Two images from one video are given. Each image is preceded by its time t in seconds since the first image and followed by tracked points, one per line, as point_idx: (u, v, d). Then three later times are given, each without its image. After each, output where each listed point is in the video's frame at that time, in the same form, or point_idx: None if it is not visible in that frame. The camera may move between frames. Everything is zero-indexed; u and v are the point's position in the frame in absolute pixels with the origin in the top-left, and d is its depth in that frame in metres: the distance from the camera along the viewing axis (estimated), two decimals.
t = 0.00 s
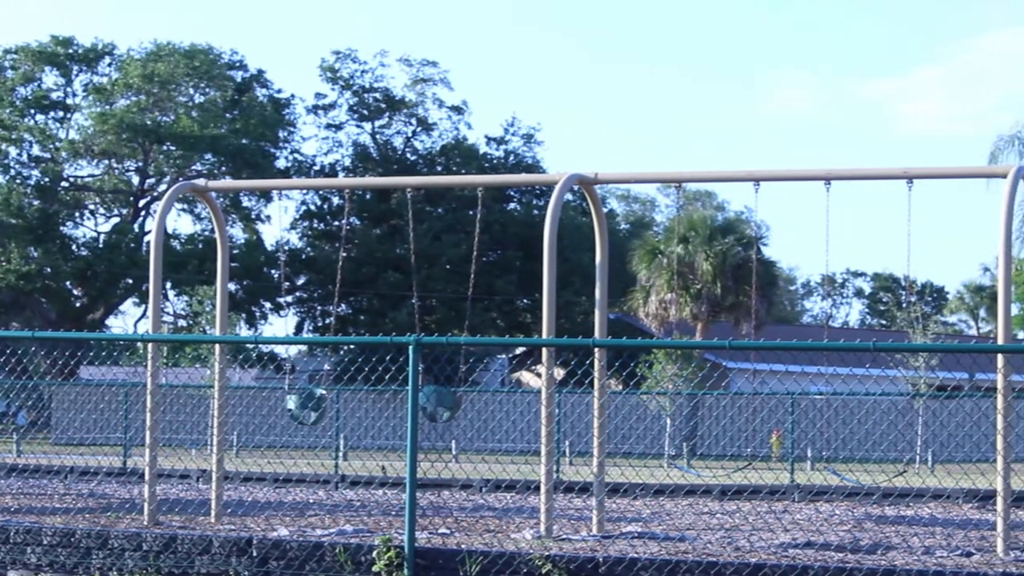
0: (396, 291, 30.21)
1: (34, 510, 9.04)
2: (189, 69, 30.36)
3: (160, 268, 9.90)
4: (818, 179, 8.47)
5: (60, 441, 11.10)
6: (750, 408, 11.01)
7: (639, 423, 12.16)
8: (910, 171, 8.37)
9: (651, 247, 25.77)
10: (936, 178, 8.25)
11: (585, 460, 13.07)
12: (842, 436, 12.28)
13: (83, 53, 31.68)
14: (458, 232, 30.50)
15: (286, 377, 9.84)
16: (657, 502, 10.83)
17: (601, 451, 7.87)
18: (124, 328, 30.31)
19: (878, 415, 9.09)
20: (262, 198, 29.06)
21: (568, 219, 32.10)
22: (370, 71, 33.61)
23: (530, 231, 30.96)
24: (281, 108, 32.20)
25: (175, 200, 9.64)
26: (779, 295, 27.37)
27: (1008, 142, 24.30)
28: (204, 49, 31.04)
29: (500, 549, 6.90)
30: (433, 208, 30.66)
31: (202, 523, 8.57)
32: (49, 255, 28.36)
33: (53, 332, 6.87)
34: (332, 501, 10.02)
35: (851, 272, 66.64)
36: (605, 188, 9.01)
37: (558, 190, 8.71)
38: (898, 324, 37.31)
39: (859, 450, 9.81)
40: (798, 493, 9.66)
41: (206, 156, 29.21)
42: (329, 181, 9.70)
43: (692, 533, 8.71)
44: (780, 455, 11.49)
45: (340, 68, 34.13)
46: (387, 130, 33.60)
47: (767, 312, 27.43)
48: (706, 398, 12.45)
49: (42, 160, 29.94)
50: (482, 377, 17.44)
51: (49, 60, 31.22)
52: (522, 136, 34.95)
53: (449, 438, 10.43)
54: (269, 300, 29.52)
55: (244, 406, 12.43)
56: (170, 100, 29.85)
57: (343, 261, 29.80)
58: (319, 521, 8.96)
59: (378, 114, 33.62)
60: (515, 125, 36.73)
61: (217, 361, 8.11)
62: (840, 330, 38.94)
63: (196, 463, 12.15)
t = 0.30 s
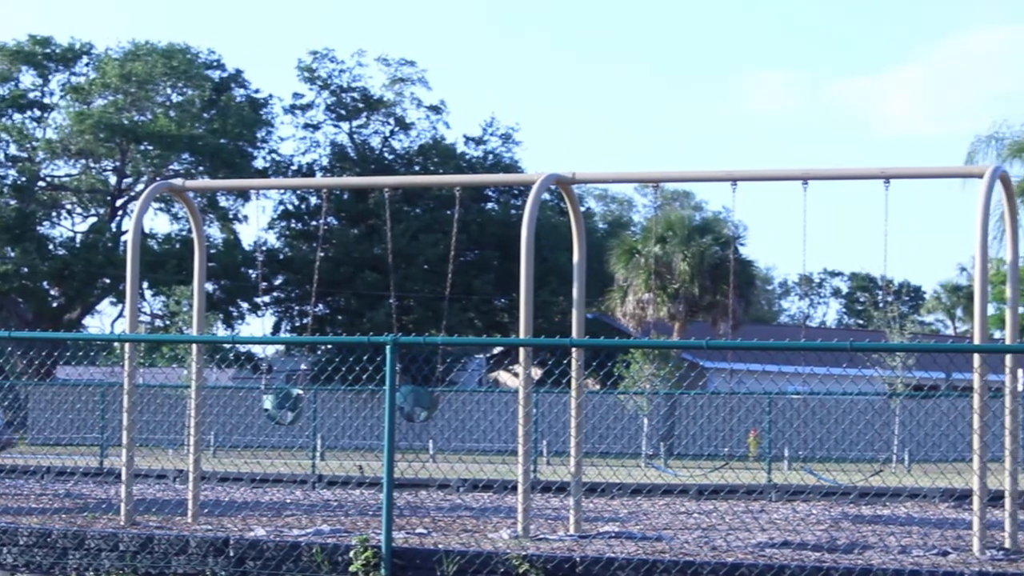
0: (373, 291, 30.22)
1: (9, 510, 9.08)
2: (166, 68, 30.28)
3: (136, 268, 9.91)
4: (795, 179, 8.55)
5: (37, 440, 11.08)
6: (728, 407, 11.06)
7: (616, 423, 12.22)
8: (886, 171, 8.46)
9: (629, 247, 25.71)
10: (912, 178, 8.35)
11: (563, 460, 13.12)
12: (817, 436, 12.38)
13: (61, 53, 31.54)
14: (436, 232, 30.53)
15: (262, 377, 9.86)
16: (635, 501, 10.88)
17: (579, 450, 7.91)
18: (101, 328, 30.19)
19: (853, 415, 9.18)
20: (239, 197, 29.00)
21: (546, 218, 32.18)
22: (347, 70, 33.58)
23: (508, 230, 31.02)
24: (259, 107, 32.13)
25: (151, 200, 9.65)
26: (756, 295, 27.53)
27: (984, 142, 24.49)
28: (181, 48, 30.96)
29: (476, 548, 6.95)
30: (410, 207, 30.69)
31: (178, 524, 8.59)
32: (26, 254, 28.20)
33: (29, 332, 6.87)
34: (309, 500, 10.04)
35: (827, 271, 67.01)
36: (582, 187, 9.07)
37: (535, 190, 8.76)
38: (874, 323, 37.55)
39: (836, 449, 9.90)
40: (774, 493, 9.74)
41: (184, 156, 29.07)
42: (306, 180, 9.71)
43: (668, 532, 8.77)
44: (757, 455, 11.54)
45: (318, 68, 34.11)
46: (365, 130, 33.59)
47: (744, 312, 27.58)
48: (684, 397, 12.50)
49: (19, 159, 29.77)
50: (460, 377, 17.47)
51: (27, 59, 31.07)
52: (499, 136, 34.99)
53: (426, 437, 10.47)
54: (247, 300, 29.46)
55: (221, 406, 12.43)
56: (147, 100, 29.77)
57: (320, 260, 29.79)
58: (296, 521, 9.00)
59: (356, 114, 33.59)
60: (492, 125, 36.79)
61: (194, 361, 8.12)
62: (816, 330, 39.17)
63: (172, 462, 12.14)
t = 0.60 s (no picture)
0: (339, 291, 30.22)
1: None
2: (132, 68, 30.22)
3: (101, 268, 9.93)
4: (760, 179, 8.68)
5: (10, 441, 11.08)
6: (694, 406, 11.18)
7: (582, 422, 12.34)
8: (852, 171, 8.60)
9: (595, 247, 25.96)
10: (877, 178, 8.49)
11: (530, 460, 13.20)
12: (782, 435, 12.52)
13: (26, 52, 31.36)
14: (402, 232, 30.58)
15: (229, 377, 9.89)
16: (600, 501, 10.97)
17: (545, 450, 8.00)
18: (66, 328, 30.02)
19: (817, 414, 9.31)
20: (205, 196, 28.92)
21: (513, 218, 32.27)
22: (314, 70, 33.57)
23: (475, 230, 31.12)
24: (225, 107, 32.05)
25: (117, 200, 9.66)
26: (722, 294, 27.73)
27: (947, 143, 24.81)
28: (147, 47, 30.86)
29: (442, 548, 7.04)
30: (377, 207, 30.73)
31: (144, 525, 8.62)
32: None
33: None
34: (276, 500, 10.08)
35: (793, 271, 67.48)
36: (549, 187, 9.16)
37: (502, 191, 8.85)
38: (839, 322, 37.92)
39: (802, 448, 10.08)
40: (739, 492, 9.88)
41: (150, 155, 28.96)
42: (272, 181, 9.75)
43: (633, 532, 8.88)
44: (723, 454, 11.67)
45: (284, 68, 34.08)
46: (331, 130, 33.57)
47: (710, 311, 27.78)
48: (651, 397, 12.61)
49: None
50: (426, 377, 17.54)
51: None
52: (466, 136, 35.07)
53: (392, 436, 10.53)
54: (213, 300, 29.39)
55: (186, 406, 12.45)
56: (113, 99, 29.63)
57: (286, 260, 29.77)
58: (263, 521, 9.05)
59: (322, 114, 33.58)
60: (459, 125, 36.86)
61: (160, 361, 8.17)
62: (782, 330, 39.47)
63: (138, 463, 12.13)
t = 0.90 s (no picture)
0: (305, 290, 30.17)
1: None
2: (96, 67, 30.05)
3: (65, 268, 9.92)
4: (725, 179, 8.80)
5: None
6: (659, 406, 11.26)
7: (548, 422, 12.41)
8: (816, 171, 8.73)
9: (561, 247, 26.07)
10: (842, 178, 8.62)
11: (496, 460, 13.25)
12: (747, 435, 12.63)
13: None
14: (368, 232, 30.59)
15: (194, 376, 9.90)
16: (567, 501, 11.05)
17: (511, 451, 8.06)
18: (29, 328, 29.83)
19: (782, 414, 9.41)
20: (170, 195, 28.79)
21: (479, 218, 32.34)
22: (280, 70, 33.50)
23: (441, 230, 31.18)
24: (191, 107, 31.94)
25: (81, 199, 9.67)
26: (687, 294, 27.93)
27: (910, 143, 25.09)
28: (111, 46, 30.69)
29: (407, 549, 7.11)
30: (343, 207, 30.73)
31: (109, 526, 8.63)
32: None
33: None
34: (243, 500, 10.10)
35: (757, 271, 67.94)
36: (514, 187, 9.24)
37: (467, 192, 8.92)
38: (802, 322, 38.23)
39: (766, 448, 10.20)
40: (704, 492, 9.98)
41: (115, 155, 28.84)
42: (237, 180, 9.77)
43: (600, 532, 8.98)
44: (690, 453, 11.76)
45: (249, 68, 34.00)
46: (297, 130, 33.51)
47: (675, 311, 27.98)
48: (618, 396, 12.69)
49: None
50: (392, 376, 17.59)
51: None
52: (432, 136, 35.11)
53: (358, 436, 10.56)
54: (178, 300, 29.27)
55: (151, 406, 12.45)
56: (77, 99, 29.50)
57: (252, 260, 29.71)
58: (228, 522, 9.08)
59: (288, 113, 33.52)
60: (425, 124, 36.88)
61: (125, 361, 8.20)
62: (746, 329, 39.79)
63: (102, 464, 12.11)
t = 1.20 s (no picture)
0: (274, 291, 30.13)
1: None
2: (64, 67, 29.93)
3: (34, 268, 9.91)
4: (695, 180, 8.90)
5: None
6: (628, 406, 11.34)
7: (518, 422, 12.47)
8: (786, 172, 8.83)
9: (531, 247, 26.17)
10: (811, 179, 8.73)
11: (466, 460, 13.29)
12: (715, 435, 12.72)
13: None
14: (338, 233, 30.59)
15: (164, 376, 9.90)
16: (536, 501, 11.11)
17: (481, 452, 8.11)
18: None
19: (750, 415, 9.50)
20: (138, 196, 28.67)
21: (450, 219, 32.38)
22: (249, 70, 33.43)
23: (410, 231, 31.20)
24: (160, 107, 31.83)
25: (51, 199, 9.65)
26: (657, 295, 28.09)
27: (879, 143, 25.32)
28: (80, 46, 30.56)
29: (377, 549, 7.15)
30: (313, 207, 30.70)
31: (78, 526, 8.64)
32: None
33: None
34: (213, 501, 10.11)
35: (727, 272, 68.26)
36: (484, 188, 9.30)
37: (437, 193, 8.97)
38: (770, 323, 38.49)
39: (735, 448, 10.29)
40: (673, 493, 10.07)
41: (83, 156, 28.78)
42: (207, 181, 9.79)
43: (569, 532, 9.07)
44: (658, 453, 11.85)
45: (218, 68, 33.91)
46: (266, 130, 33.44)
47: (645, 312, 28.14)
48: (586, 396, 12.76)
49: None
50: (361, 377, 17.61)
51: None
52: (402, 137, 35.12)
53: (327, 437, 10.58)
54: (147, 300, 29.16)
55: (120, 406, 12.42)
56: (45, 99, 29.41)
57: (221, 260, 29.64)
58: (199, 523, 9.11)
59: (257, 114, 33.45)
60: (394, 125, 36.89)
61: (95, 363, 8.21)
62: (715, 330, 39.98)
63: (71, 464, 12.09)
